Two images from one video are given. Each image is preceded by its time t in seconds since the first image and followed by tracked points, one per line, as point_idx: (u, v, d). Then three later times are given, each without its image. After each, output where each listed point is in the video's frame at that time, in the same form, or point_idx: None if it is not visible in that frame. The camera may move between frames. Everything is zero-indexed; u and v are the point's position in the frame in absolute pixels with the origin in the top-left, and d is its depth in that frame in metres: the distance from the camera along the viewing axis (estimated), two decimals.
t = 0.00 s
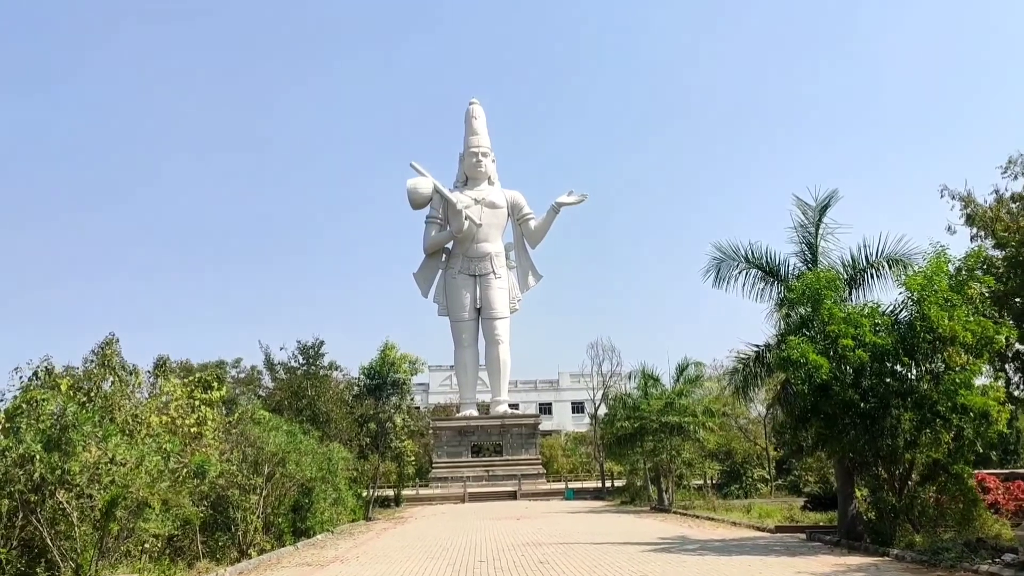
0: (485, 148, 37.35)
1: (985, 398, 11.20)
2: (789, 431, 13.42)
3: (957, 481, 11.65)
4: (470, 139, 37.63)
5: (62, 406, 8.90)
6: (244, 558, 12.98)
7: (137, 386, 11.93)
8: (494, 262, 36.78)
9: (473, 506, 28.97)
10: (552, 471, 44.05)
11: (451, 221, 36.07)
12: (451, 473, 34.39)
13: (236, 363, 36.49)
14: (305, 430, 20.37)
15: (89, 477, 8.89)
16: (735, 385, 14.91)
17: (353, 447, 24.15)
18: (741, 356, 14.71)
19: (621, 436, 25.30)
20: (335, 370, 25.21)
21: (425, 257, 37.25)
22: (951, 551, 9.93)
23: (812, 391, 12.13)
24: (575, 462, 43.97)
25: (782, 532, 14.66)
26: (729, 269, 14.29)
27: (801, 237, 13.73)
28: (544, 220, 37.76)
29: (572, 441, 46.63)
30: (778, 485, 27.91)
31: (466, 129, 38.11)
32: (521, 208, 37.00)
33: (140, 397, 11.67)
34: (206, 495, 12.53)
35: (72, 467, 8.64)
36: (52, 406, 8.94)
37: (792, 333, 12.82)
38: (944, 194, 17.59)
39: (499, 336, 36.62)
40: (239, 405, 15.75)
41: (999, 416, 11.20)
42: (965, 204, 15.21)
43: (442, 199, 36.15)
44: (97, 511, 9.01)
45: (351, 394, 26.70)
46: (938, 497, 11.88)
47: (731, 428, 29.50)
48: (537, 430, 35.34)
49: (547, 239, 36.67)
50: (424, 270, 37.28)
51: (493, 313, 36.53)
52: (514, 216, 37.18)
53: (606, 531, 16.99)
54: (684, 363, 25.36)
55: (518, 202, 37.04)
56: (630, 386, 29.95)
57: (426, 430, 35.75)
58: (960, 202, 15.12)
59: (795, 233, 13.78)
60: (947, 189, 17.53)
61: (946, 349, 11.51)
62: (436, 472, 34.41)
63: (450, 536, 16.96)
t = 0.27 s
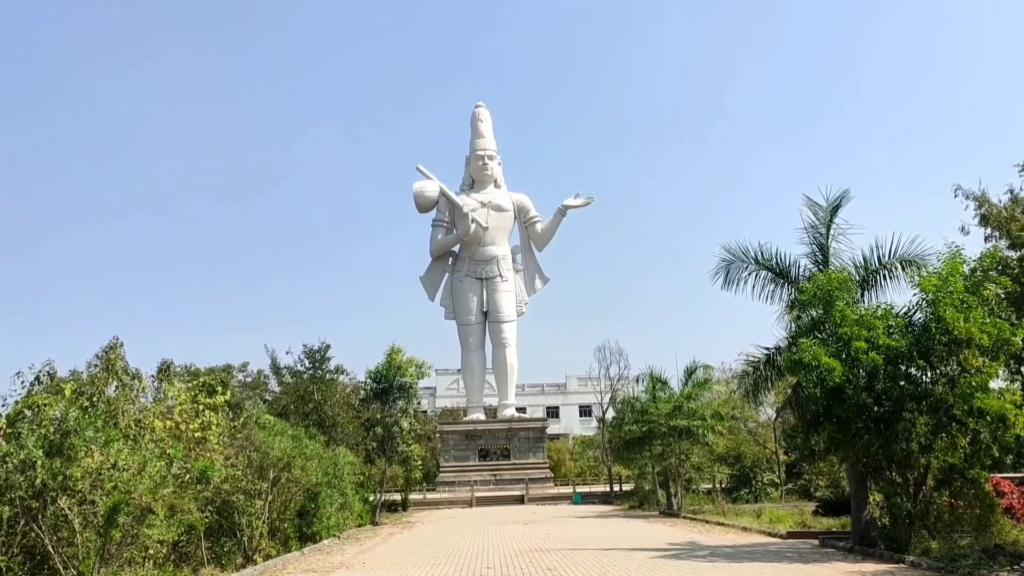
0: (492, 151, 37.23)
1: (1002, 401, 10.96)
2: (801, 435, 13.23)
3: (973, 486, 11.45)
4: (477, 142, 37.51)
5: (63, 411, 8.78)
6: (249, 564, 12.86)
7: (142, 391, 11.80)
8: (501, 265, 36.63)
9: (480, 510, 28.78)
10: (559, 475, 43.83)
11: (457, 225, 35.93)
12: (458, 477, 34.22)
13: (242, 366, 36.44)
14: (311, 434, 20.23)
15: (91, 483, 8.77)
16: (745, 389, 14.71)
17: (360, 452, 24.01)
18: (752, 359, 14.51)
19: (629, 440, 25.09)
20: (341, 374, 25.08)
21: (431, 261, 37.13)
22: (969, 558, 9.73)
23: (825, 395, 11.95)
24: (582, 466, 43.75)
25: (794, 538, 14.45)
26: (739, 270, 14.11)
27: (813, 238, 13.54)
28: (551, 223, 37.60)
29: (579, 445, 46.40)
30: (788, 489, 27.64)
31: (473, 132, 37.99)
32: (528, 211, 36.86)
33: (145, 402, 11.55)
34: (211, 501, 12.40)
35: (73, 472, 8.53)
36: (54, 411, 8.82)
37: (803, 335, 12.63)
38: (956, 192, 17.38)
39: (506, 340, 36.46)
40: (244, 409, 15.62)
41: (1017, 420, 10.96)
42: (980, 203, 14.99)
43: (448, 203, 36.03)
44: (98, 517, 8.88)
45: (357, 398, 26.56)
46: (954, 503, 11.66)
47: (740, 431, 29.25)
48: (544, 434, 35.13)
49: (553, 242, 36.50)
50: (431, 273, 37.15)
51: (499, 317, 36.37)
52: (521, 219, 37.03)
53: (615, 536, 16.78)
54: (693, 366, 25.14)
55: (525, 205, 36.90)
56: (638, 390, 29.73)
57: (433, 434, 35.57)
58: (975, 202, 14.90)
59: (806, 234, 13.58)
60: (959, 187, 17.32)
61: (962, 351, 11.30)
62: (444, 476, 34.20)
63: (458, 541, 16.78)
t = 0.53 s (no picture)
0: (497, 153, 37.14)
1: (1017, 400, 10.75)
2: (812, 434, 13.08)
3: (987, 486, 11.13)
4: (483, 143, 37.42)
5: (65, 412, 8.68)
6: (254, 566, 12.76)
7: (146, 392, 11.72)
8: (507, 267, 36.50)
9: (487, 512, 28.64)
10: (566, 477, 43.71)
11: (463, 226, 35.83)
12: (465, 479, 34.08)
13: (249, 368, 36.41)
14: (317, 436, 20.15)
15: (93, 484, 8.67)
16: (754, 389, 14.55)
17: (366, 453, 23.91)
18: (761, 359, 14.36)
19: (636, 441, 24.94)
20: (347, 376, 24.99)
21: (437, 262, 37.05)
22: (983, 559, 9.60)
23: (836, 394, 11.81)
24: (589, 468, 43.66)
25: (805, 539, 14.29)
26: (748, 268, 13.96)
27: (823, 236, 13.38)
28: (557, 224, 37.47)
29: (586, 447, 46.27)
30: (797, 491, 27.42)
31: (479, 134, 37.89)
32: (534, 212, 36.75)
33: (149, 402, 11.45)
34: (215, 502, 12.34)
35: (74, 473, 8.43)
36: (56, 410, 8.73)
37: (814, 334, 12.47)
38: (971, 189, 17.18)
39: (512, 341, 36.33)
40: (250, 410, 15.53)
41: None
42: (991, 200, 14.81)
43: (454, 204, 35.95)
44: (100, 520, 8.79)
45: (364, 399, 26.47)
46: (969, 503, 11.45)
47: (749, 432, 29.08)
48: (551, 436, 34.97)
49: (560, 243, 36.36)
50: (437, 275, 37.06)
51: (506, 318, 36.23)
52: (527, 220, 36.91)
53: (623, 538, 16.64)
54: (700, 367, 24.97)
55: (531, 206, 36.78)
56: (646, 391, 29.57)
57: (439, 436, 35.43)
58: (986, 199, 14.72)
59: (816, 231, 13.43)
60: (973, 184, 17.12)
61: (975, 349, 11.11)
62: (450, 478, 34.06)
63: (464, 543, 16.65)
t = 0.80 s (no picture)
0: (503, 152, 36.99)
1: None
2: (823, 434, 12.91)
3: (1002, 487, 10.81)
4: (488, 143, 37.27)
5: (66, 413, 8.55)
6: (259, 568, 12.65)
7: (150, 392, 11.60)
8: (513, 267, 36.35)
9: (493, 513, 28.49)
10: (573, 478, 43.57)
11: (469, 226, 35.69)
12: (471, 480, 33.96)
13: (255, 369, 36.35)
14: (322, 436, 20.03)
15: (94, 486, 8.55)
16: (763, 389, 14.38)
17: (372, 454, 23.78)
18: (771, 358, 14.18)
19: (644, 442, 24.77)
20: (353, 376, 24.88)
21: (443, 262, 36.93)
22: (1001, 562, 9.45)
23: (848, 394, 11.64)
24: (596, 468, 43.57)
25: (815, 540, 14.12)
26: (758, 267, 13.79)
27: (834, 233, 13.20)
28: (563, 224, 37.31)
29: (592, 447, 46.13)
30: (806, 492, 27.21)
31: (485, 133, 37.74)
32: (540, 212, 36.60)
33: (152, 402, 11.33)
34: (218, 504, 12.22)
35: (76, 474, 8.31)
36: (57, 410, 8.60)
37: (825, 333, 12.31)
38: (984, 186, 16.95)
39: (518, 341, 36.18)
40: (255, 410, 15.43)
41: None
42: (1004, 197, 14.61)
43: (460, 204, 35.82)
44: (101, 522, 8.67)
45: (369, 399, 26.36)
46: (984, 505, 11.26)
47: (756, 433, 28.88)
48: (558, 436, 34.78)
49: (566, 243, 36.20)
50: (442, 275, 36.93)
51: (511, 319, 36.09)
52: (533, 221, 36.76)
53: (631, 539, 16.50)
54: (708, 367, 24.78)
55: (537, 207, 36.63)
56: (653, 392, 29.38)
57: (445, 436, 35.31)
58: (998, 196, 14.52)
59: (827, 229, 13.25)
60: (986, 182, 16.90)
61: (990, 348, 10.92)
62: (456, 479, 33.93)
63: (470, 544, 16.51)
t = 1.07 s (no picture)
0: (508, 155, 36.87)
1: None
2: (831, 437, 12.74)
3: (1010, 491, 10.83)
4: (493, 145, 37.17)
5: (64, 414, 8.44)
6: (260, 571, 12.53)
7: (151, 393, 11.49)
8: (518, 269, 36.20)
9: (498, 516, 28.35)
10: (577, 481, 43.43)
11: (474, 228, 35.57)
12: (475, 482, 33.81)
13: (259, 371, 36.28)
14: (325, 438, 19.91)
15: (92, 488, 8.47)
16: (770, 391, 14.23)
17: (375, 457, 23.64)
18: (778, 360, 14.02)
19: (649, 445, 24.61)
20: (356, 378, 24.77)
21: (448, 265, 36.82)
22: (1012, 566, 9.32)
23: (858, 396, 11.45)
24: (601, 471, 43.54)
25: (823, 544, 13.95)
26: (765, 268, 13.64)
27: (842, 234, 13.05)
28: (568, 226, 37.17)
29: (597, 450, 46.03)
30: (812, 495, 27.00)
31: (489, 136, 37.63)
32: (544, 214, 36.47)
33: (154, 404, 11.23)
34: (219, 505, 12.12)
35: (73, 476, 8.20)
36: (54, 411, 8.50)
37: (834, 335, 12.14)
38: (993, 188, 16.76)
39: (523, 344, 36.03)
40: (258, 412, 15.31)
41: None
42: (1015, 199, 14.45)
43: (465, 206, 35.71)
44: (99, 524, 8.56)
45: (373, 402, 26.23)
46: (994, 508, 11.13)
47: (762, 436, 28.71)
48: (562, 439, 34.48)
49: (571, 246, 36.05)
50: (447, 278, 36.83)
51: (516, 321, 35.95)
52: (538, 223, 36.62)
53: (637, 543, 16.35)
54: (714, 370, 24.60)
55: (542, 209, 36.50)
56: (659, 394, 29.22)
57: (450, 439, 35.17)
58: (1009, 197, 14.36)
59: (836, 230, 13.11)
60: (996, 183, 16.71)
61: (1002, 350, 10.75)
62: (460, 482, 33.78)
63: (474, 547, 16.39)
